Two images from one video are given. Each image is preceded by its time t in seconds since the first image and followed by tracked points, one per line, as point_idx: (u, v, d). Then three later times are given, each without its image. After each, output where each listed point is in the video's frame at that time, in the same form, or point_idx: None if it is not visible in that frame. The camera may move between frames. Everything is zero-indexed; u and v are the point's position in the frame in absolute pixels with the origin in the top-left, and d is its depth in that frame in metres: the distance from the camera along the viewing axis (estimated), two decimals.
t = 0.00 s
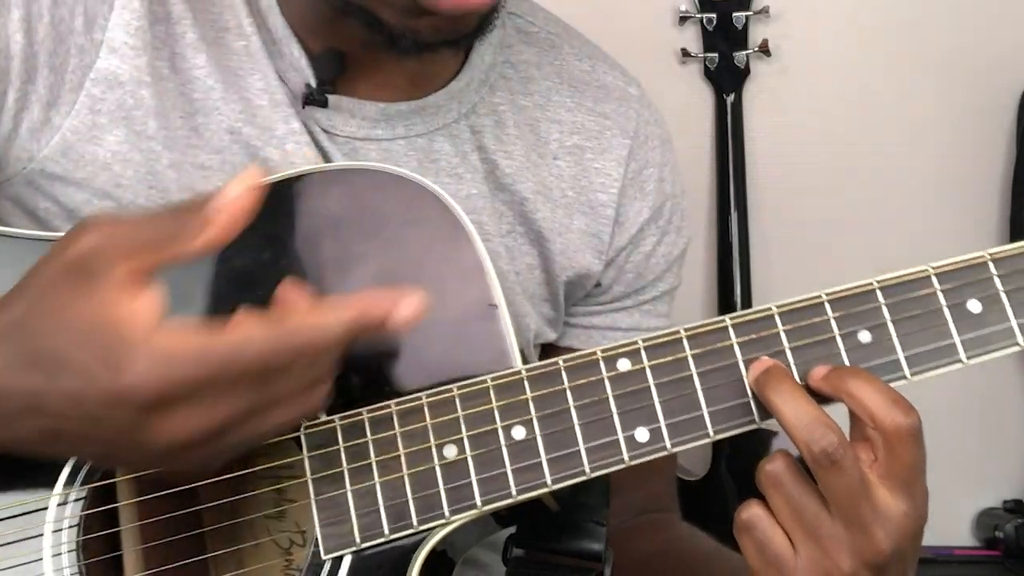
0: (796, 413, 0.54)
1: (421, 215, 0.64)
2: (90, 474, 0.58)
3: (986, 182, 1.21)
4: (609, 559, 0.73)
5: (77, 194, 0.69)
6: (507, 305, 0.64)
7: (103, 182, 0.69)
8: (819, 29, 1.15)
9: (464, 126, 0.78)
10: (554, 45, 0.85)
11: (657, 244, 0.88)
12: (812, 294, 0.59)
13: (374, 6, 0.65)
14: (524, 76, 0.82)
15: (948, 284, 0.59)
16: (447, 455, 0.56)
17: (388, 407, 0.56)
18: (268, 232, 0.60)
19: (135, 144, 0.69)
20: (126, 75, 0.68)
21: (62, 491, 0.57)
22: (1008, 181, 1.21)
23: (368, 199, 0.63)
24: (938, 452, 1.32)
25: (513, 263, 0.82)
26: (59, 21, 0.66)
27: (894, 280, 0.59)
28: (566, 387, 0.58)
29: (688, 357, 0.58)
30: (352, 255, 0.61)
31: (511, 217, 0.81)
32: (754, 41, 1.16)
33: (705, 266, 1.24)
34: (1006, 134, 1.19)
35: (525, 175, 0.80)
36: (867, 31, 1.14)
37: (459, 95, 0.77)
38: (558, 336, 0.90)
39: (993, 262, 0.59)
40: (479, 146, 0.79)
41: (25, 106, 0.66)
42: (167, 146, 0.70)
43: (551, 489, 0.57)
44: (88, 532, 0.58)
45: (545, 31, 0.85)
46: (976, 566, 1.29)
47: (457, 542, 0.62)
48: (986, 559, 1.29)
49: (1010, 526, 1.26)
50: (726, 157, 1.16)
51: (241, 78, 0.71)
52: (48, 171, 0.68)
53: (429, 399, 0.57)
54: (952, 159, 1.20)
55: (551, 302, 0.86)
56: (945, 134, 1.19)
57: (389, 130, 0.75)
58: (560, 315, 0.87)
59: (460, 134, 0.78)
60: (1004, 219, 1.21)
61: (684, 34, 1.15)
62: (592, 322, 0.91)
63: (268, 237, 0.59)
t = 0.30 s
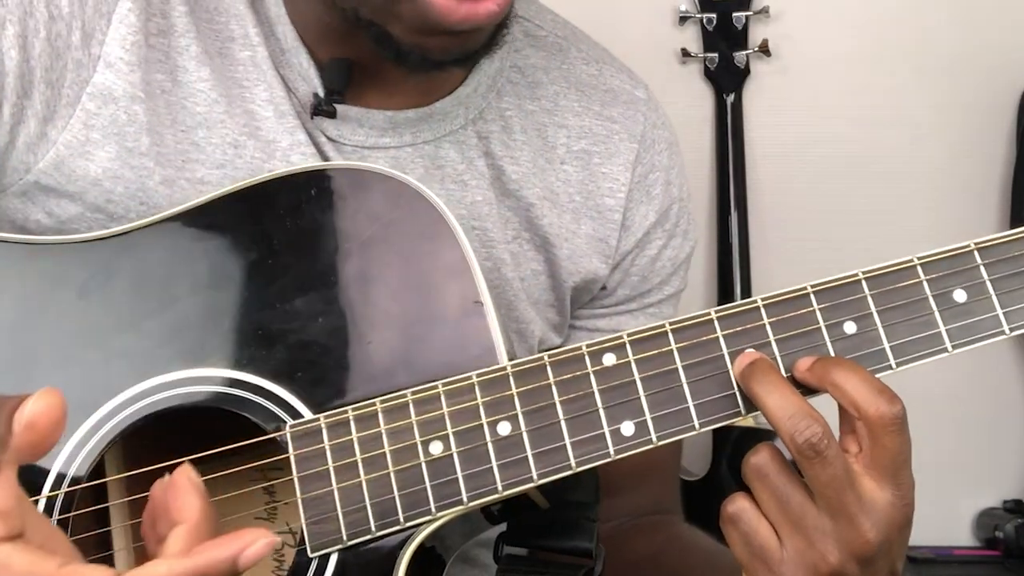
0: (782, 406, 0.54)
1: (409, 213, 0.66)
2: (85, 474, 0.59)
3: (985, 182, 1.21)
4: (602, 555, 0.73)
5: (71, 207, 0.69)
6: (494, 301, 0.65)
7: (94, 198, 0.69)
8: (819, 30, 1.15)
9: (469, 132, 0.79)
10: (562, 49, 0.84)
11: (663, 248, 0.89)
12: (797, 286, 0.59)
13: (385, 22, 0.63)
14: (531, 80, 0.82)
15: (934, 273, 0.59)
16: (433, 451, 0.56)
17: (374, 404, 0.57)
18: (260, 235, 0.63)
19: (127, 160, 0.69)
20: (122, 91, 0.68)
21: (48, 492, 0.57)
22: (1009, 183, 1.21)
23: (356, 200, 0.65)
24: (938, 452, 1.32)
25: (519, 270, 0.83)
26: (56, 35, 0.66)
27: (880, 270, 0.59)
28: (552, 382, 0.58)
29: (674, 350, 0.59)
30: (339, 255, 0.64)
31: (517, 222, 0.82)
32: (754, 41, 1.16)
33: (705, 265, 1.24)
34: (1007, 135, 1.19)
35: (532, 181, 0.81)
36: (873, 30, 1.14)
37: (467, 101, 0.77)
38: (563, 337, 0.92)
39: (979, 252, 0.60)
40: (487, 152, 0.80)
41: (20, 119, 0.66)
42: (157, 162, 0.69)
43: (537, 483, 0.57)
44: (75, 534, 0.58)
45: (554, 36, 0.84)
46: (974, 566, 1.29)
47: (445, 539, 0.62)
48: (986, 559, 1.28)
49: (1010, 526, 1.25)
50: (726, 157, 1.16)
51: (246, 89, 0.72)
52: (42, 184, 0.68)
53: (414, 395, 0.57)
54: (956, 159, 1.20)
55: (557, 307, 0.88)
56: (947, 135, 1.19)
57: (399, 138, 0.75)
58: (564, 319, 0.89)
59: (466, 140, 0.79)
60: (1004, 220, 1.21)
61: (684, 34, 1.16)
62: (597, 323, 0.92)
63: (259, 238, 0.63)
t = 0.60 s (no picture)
0: (783, 410, 0.54)
1: (410, 214, 0.65)
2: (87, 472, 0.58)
3: (984, 176, 1.20)
4: (603, 556, 0.73)
5: (72, 214, 0.70)
6: (496, 302, 0.65)
7: (97, 206, 0.69)
8: (823, 29, 1.14)
9: (481, 136, 0.79)
10: (571, 51, 0.85)
11: (670, 251, 0.90)
12: (800, 289, 0.59)
13: (415, 26, 0.61)
14: (540, 83, 0.82)
15: (939, 275, 0.59)
16: (434, 454, 0.56)
17: (375, 407, 0.56)
18: (260, 236, 0.63)
19: (130, 168, 0.69)
20: (128, 100, 0.68)
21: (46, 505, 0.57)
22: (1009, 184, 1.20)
23: (355, 200, 0.65)
24: (939, 452, 1.32)
25: (527, 274, 0.84)
26: (65, 43, 0.66)
27: (884, 273, 0.59)
28: (555, 385, 0.58)
29: (676, 353, 0.58)
30: (338, 256, 0.63)
31: (526, 226, 0.83)
32: (754, 41, 1.15)
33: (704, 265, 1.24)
34: (1007, 136, 1.18)
35: (542, 184, 0.81)
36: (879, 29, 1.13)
37: (478, 104, 0.77)
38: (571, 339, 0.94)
39: (984, 255, 0.59)
40: (498, 156, 0.80)
41: (28, 126, 0.67)
42: (165, 173, 0.70)
43: (539, 487, 0.57)
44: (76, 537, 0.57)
45: (563, 39, 0.85)
46: (974, 566, 1.30)
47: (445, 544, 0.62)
48: (986, 559, 1.28)
49: (1010, 526, 1.25)
50: (726, 157, 1.15)
51: (257, 95, 0.72)
52: (44, 191, 0.69)
53: (415, 398, 0.57)
54: (953, 158, 1.19)
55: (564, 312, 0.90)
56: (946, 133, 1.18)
57: (412, 143, 0.76)
58: (571, 324, 0.91)
59: (478, 143, 0.79)
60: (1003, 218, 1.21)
61: (683, 34, 1.15)
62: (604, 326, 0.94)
63: (259, 239, 0.63)
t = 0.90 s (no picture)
0: (790, 415, 0.53)
1: (413, 214, 0.65)
2: (73, 480, 0.59)
3: (985, 185, 1.20)
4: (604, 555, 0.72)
5: (74, 212, 0.69)
6: (499, 303, 0.65)
7: (98, 204, 0.69)
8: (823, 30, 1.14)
9: (486, 141, 0.79)
10: (579, 56, 0.85)
11: (674, 253, 0.90)
12: (805, 292, 0.58)
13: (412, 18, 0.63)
14: (548, 88, 0.82)
15: (945, 279, 0.59)
16: (437, 457, 0.56)
17: (378, 408, 0.56)
18: (261, 236, 0.63)
19: (131, 167, 0.69)
20: (128, 98, 0.68)
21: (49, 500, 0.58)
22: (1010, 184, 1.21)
23: (357, 200, 0.65)
24: (940, 453, 1.31)
25: (531, 277, 0.84)
26: (60, 37, 0.66)
27: (890, 276, 0.58)
28: (558, 387, 0.57)
29: (681, 356, 0.58)
30: (341, 256, 0.63)
31: (531, 231, 0.83)
32: (754, 41, 1.15)
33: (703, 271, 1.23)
34: (1008, 137, 1.19)
35: (547, 189, 0.81)
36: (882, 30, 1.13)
37: (483, 109, 0.78)
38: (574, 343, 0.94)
39: (991, 258, 0.59)
40: (503, 161, 0.80)
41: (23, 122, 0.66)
42: (166, 172, 0.70)
43: (543, 490, 0.57)
44: (76, 540, 0.59)
45: (571, 43, 0.86)
46: (975, 566, 1.29)
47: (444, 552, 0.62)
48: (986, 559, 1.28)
49: (1010, 526, 1.25)
50: (726, 157, 1.15)
51: (261, 93, 0.72)
52: (43, 188, 0.69)
53: (418, 400, 0.56)
54: (953, 163, 1.19)
55: (568, 314, 0.90)
56: (945, 134, 1.18)
57: (416, 146, 0.76)
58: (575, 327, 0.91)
59: (484, 149, 0.79)
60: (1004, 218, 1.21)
61: (684, 34, 1.15)
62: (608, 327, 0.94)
63: (259, 240, 0.63)
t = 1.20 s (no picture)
0: (800, 423, 0.53)
1: (420, 215, 0.65)
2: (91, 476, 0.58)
3: (986, 190, 1.21)
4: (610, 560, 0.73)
5: (81, 206, 0.70)
6: (507, 305, 0.65)
7: (105, 198, 0.69)
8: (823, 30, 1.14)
9: (494, 141, 0.79)
10: (586, 58, 0.85)
11: (679, 255, 0.90)
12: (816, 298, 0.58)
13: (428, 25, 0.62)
14: (555, 90, 0.82)
15: (955, 287, 0.59)
16: (445, 461, 0.56)
17: (386, 411, 0.56)
18: (270, 237, 0.62)
19: (137, 162, 0.69)
20: (134, 92, 0.67)
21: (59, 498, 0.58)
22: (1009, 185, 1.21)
23: (368, 199, 0.64)
24: (942, 453, 1.31)
25: (536, 279, 0.84)
26: (69, 33, 0.66)
27: (899, 284, 0.58)
28: (566, 392, 0.57)
29: (690, 362, 0.58)
30: (351, 257, 0.63)
31: (537, 232, 0.83)
32: (754, 41, 1.15)
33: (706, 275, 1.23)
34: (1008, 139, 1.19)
35: (555, 190, 0.81)
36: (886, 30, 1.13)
37: (491, 109, 0.77)
38: (576, 344, 0.93)
39: (1001, 266, 0.59)
40: (511, 163, 0.80)
41: (32, 118, 0.67)
42: (173, 165, 0.69)
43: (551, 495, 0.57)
44: (79, 540, 0.58)
45: (581, 45, 0.86)
46: (974, 566, 1.30)
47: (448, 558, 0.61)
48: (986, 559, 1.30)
49: (1010, 526, 1.26)
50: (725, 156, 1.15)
51: (268, 91, 0.72)
52: (51, 181, 0.68)
53: (426, 403, 0.56)
54: (953, 163, 1.19)
55: (573, 317, 0.90)
56: (948, 135, 1.18)
57: (422, 146, 0.76)
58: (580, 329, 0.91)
59: (491, 150, 0.79)
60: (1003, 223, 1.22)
61: (684, 33, 1.14)
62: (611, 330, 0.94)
63: (268, 240, 0.62)
